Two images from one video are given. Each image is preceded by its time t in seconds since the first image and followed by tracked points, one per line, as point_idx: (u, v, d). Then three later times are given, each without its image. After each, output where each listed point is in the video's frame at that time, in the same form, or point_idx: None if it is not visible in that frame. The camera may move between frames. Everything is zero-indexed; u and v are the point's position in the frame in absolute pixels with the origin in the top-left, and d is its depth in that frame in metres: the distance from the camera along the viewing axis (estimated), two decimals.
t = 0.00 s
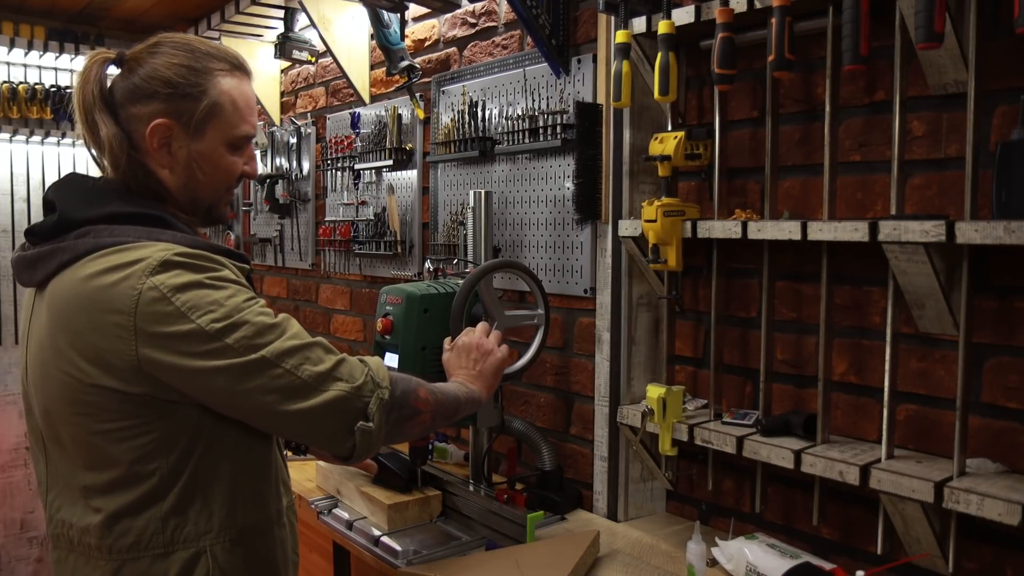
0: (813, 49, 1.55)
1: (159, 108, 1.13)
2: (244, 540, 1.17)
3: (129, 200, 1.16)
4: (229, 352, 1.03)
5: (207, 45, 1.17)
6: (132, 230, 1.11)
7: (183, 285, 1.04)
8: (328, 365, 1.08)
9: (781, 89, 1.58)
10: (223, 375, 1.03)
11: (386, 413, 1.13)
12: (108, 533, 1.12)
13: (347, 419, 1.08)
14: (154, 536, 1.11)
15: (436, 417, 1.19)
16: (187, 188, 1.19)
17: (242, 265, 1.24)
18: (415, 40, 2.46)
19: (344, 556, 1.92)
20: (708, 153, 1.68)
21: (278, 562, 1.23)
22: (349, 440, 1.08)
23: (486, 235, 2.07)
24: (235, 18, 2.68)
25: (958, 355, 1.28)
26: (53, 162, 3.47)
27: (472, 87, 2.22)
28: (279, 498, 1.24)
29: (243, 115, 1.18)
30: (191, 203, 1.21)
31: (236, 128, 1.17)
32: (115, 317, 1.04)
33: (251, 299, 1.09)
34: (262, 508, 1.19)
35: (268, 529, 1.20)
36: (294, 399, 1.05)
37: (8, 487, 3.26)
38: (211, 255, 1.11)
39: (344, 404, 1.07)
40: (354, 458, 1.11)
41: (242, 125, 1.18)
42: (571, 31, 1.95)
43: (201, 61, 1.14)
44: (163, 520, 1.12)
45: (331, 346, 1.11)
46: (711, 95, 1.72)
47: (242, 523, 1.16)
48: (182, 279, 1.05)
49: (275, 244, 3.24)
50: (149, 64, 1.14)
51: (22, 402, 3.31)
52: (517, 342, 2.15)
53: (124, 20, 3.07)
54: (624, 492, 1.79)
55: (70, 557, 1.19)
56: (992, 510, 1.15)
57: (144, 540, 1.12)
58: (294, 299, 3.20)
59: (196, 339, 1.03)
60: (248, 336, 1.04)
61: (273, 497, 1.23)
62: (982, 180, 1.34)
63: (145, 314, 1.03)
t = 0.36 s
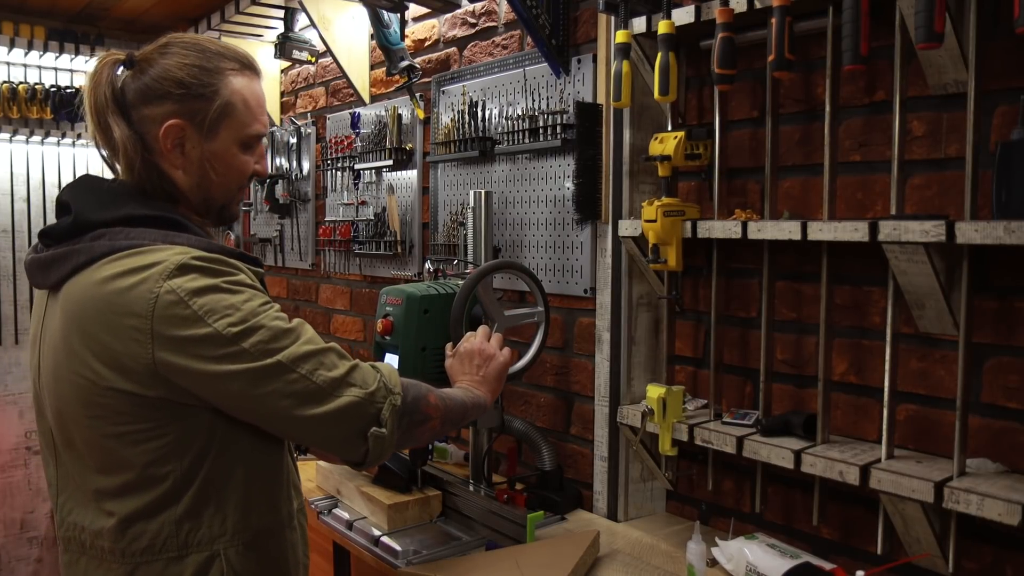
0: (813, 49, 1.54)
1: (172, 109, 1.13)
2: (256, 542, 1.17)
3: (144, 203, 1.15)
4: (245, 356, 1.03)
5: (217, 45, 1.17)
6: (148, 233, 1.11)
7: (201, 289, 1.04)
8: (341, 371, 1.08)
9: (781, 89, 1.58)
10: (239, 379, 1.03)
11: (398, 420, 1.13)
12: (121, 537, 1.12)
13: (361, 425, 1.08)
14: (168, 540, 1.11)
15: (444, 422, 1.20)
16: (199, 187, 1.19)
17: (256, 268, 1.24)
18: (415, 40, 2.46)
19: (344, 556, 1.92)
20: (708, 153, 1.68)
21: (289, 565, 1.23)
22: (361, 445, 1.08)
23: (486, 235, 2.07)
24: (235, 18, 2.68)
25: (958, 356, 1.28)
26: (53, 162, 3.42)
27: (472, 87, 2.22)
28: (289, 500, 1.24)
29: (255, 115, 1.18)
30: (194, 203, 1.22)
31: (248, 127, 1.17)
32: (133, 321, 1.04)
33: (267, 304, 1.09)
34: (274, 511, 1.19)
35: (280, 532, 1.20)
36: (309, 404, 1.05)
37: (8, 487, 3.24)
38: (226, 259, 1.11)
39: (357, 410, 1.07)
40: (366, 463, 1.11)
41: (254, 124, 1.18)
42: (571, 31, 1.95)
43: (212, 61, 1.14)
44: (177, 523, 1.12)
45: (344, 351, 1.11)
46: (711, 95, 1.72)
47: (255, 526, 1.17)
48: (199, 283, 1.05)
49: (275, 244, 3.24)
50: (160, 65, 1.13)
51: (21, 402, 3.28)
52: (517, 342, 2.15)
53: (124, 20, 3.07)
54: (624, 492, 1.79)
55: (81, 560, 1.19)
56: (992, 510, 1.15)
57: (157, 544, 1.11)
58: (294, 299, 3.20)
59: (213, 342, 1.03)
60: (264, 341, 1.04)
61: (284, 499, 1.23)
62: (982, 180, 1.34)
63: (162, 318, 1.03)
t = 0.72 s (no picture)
0: (813, 49, 1.55)
1: (186, 111, 1.12)
2: (268, 544, 1.17)
3: (159, 204, 1.15)
4: (260, 358, 1.03)
5: (234, 49, 1.17)
6: (163, 234, 1.11)
7: (217, 291, 1.04)
8: (355, 374, 1.08)
9: (781, 89, 1.58)
10: (254, 380, 1.03)
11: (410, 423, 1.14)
12: (132, 537, 1.12)
13: (373, 428, 1.08)
14: (179, 541, 1.11)
15: (454, 427, 1.21)
16: (212, 190, 1.19)
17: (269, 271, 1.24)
18: (415, 40, 2.46)
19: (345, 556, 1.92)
20: (708, 153, 1.68)
21: (300, 567, 1.22)
22: (373, 448, 1.09)
23: (486, 235, 2.06)
24: (234, 18, 2.67)
25: (958, 356, 1.28)
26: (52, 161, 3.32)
27: (472, 87, 2.22)
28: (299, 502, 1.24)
29: (269, 119, 1.18)
30: (206, 204, 1.21)
31: (262, 131, 1.17)
32: (148, 321, 1.04)
33: (281, 306, 1.10)
34: (285, 513, 1.19)
35: (291, 534, 1.20)
36: (323, 406, 1.05)
37: (8, 487, 3.23)
38: (241, 262, 1.11)
39: (370, 413, 1.08)
40: (378, 466, 1.12)
41: (268, 129, 1.18)
42: (571, 31, 1.95)
43: (228, 64, 1.14)
44: (188, 525, 1.12)
45: (356, 354, 1.12)
46: (711, 95, 1.72)
47: (266, 527, 1.16)
48: (216, 285, 1.05)
49: (275, 244, 3.24)
50: (176, 67, 1.13)
51: (21, 402, 3.27)
52: (518, 343, 2.15)
53: (125, 19, 3.06)
54: (624, 492, 1.79)
55: (91, 560, 1.19)
56: (992, 510, 1.15)
57: (169, 545, 1.12)
58: (293, 299, 3.20)
59: (228, 344, 1.03)
60: (279, 342, 1.04)
61: (295, 501, 1.22)
62: (982, 180, 1.34)
63: (178, 319, 1.03)
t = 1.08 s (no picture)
0: (813, 49, 1.54)
1: (197, 113, 1.12)
2: (274, 546, 1.16)
3: (168, 207, 1.15)
4: (269, 361, 1.03)
5: (246, 52, 1.16)
6: (172, 236, 1.11)
7: (226, 294, 1.04)
8: (363, 378, 1.08)
9: (781, 89, 1.58)
10: (262, 383, 1.03)
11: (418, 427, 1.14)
12: (138, 538, 1.12)
13: (381, 432, 1.09)
14: (185, 543, 1.11)
15: (462, 429, 1.22)
16: (220, 192, 1.18)
17: (278, 274, 1.24)
18: (415, 40, 2.46)
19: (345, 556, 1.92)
20: (708, 153, 1.68)
21: (305, 569, 1.22)
22: (380, 451, 1.09)
23: (486, 235, 2.06)
24: (234, 17, 2.61)
25: (958, 356, 1.28)
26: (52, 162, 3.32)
27: (472, 87, 2.22)
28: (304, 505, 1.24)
29: (279, 124, 1.18)
30: (213, 205, 1.20)
31: (272, 135, 1.17)
32: (157, 323, 1.04)
33: (290, 310, 1.10)
34: (291, 515, 1.19)
35: (296, 536, 1.20)
36: (331, 409, 1.05)
37: (8, 487, 3.23)
38: (250, 265, 1.11)
39: (378, 416, 1.08)
40: (385, 470, 1.12)
41: (277, 133, 1.18)
42: (571, 31, 1.95)
43: (241, 67, 1.14)
44: (194, 527, 1.11)
45: (363, 358, 1.12)
46: (711, 95, 1.72)
47: (272, 530, 1.16)
48: (225, 288, 1.05)
49: (275, 244, 3.24)
50: (187, 68, 1.13)
51: (21, 402, 3.27)
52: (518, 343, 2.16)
53: (124, 19, 3.06)
54: (624, 492, 1.79)
55: (97, 560, 1.19)
56: (992, 510, 1.15)
57: (175, 546, 1.11)
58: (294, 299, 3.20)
59: (237, 347, 1.03)
60: (288, 346, 1.04)
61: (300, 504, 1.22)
62: (982, 180, 1.34)
63: (187, 321, 1.03)
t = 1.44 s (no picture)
0: (813, 49, 1.54)
1: (207, 119, 1.12)
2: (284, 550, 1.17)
3: (178, 214, 1.15)
4: (281, 368, 1.03)
5: (256, 57, 1.16)
6: (184, 244, 1.11)
7: (238, 302, 1.04)
8: (374, 384, 1.08)
9: (781, 89, 1.58)
10: (273, 391, 1.03)
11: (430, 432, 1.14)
12: (150, 543, 1.12)
13: (393, 437, 1.09)
14: (196, 549, 1.12)
15: (472, 432, 1.22)
16: (229, 198, 1.18)
17: (289, 281, 1.24)
18: (415, 40, 2.46)
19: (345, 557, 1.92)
20: (708, 153, 1.68)
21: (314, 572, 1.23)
22: (392, 457, 1.09)
23: (486, 235, 2.06)
24: (235, 17, 2.58)
25: (959, 356, 1.28)
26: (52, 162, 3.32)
27: (472, 87, 2.22)
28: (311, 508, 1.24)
29: (289, 129, 1.18)
30: (221, 211, 1.20)
31: (282, 141, 1.17)
32: (169, 332, 1.04)
33: (302, 317, 1.10)
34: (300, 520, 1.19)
35: (306, 540, 1.20)
36: (342, 416, 1.05)
37: (8, 487, 3.23)
38: (261, 271, 1.11)
39: (389, 422, 1.08)
40: (397, 476, 1.12)
41: (287, 138, 1.18)
42: (571, 31, 1.95)
43: (251, 73, 1.14)
44: (206, 533, 1.12)
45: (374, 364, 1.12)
46: (711, 95, 1.72)
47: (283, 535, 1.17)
48: (236, 296, 1.05)
49: (275, 244, 3.24)
50: (197, 73, 1.13)
51: (21, 402, 3.26)
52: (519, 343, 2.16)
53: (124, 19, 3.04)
54: (624, 492, 1.79)
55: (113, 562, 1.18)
56: (992, 510, 1.15)
57: (187, 551, 1.12)
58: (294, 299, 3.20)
59: (249, 355, 1.03)
60: (299, 353, 1.04)
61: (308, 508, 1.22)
62: (982, 180, 1.34)
63: (199, 330, 1.03)
